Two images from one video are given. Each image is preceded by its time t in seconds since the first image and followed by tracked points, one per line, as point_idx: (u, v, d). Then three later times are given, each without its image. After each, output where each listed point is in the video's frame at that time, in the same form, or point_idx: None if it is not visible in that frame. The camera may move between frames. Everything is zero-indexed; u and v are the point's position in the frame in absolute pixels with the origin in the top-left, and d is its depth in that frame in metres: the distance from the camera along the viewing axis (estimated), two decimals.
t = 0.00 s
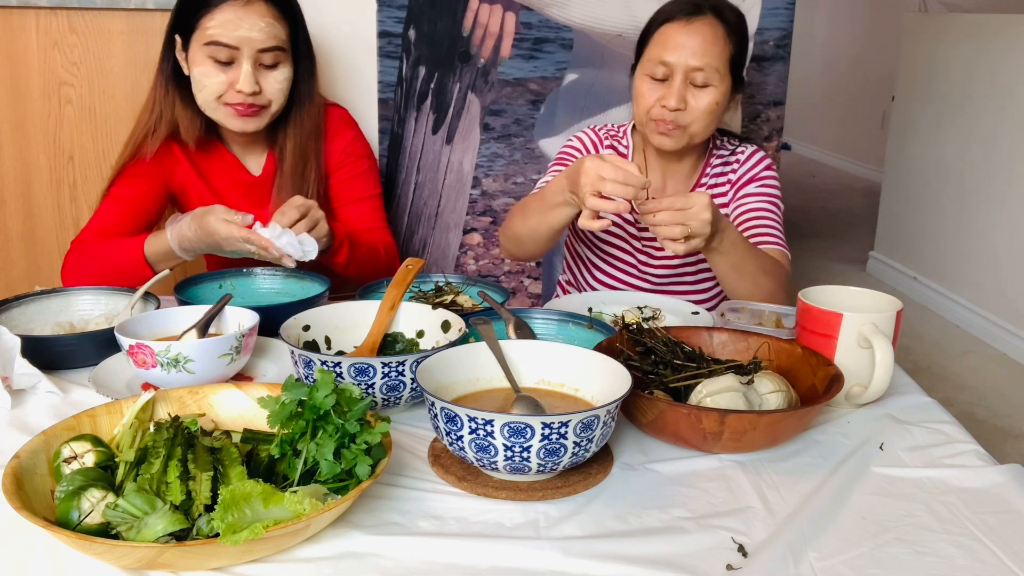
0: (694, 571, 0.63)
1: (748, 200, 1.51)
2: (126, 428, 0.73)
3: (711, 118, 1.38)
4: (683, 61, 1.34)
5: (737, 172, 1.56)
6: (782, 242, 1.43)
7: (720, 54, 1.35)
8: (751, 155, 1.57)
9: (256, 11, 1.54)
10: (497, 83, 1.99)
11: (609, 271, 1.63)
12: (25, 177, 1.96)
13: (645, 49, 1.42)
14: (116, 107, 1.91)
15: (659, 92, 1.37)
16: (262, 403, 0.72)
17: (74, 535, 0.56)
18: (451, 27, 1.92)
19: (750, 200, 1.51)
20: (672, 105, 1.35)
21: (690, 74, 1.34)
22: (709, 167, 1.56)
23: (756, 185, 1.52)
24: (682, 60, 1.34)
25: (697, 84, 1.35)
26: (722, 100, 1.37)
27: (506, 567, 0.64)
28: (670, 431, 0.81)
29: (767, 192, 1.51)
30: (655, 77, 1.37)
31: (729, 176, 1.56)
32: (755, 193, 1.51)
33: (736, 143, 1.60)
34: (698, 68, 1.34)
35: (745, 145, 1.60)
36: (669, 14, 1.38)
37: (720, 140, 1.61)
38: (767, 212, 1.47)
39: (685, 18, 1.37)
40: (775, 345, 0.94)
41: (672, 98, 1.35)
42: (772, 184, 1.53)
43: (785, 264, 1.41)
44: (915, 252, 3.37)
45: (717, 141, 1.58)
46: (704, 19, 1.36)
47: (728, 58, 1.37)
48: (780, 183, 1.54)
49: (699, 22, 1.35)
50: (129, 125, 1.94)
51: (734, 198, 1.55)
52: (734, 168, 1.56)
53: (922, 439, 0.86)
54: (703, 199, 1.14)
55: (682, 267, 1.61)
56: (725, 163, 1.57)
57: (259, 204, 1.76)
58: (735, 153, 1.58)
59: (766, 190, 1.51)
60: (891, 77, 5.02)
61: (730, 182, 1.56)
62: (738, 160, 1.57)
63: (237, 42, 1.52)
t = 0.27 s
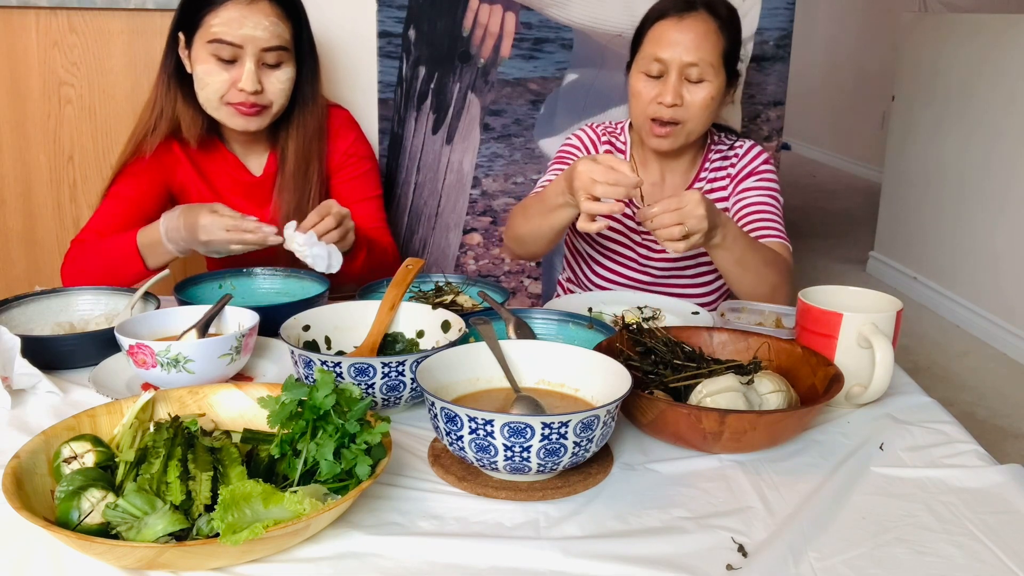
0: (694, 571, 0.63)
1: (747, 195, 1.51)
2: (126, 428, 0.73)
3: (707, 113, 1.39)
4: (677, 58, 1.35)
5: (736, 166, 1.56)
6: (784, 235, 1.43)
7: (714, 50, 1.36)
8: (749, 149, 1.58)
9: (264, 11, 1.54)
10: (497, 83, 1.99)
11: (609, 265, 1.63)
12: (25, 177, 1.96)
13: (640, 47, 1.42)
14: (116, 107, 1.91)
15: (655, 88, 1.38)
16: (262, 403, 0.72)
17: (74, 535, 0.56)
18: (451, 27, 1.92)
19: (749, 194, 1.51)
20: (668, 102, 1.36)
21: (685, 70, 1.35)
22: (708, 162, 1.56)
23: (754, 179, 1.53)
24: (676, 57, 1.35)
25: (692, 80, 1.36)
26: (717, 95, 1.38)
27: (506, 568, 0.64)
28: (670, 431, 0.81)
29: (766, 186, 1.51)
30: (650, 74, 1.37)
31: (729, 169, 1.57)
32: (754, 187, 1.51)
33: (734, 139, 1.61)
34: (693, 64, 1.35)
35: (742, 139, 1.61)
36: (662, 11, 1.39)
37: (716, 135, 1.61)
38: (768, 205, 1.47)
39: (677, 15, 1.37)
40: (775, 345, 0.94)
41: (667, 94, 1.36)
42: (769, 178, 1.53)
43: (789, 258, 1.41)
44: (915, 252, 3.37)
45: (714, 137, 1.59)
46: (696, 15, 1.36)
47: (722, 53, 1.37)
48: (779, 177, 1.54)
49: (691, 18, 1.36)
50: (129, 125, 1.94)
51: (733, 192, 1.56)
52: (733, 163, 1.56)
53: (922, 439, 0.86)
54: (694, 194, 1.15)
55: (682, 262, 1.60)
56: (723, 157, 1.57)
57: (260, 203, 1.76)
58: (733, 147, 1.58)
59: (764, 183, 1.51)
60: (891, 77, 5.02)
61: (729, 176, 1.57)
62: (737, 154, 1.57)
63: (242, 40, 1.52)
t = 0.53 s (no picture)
0: (694, 571, 0.63)
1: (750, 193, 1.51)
2: (126, 428, 0.73)
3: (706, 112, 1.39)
4: (673, 59, 1.35)
5: (738, 163, 1.57)
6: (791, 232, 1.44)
7: (709, 50, 1.36)
8: (750, 147, 1.58)
9: (255, 9, 1.53)
10: (497, 83, 1.99)
11: (609, 259, 1.63)
12: (25, 177, 1.96)
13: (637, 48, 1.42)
14: (116, 107, 1.91)
15: (652, 90, 1.38)
16: (262, 403, 0.72)
17: (74, 535, 0.56)
18: (451, 27, 1.93)
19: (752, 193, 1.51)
20: (666, 104, 1.36)
21: (682, 70, 1.35)
22: (709, 159, 1.57)
23: (755, 177, 1.53)
24: (673, 58, 1.35)
25: (689, 80, 1.36)
26: (714, 94, 1.38)
27: (506, 568, 0.64)
28: (670, 431, 0.81)
29: (767, 184, 1.51)
30: (647, 76, 1.37)
31: (731, 167, 1.57)
32: (757, 184, 1.51)
33: (734, 136, 1.61)
34: (689, 65, 1.35)
35: (741, 137, 1.61)
36: (658, 12, 1.38)
37: (716, 133, 1.62)
38: (771, 202, 1.48)
39: (673, 17, 1.37)
40: (775, 345, 0.94)
41: (665, 95, 1.36)
42: (770, 175, 1.53)
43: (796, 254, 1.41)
44: (915, 252, 3.37)
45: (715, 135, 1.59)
46: (691, 15, 1.36)
47: (718, 52, 1.37)
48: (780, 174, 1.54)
49: (687, 19, 1.36)
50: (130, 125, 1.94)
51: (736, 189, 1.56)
52: (734, 160, 1.57)
53: (922, 438, 0.86)
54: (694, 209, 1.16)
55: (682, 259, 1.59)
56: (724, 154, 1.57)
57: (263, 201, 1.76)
58: (734, 145, 1.58)
59: (765, 181, 1.51)
60: (891, 77, 5.03)
61: (731, 174, 1.57)
62: (737, 152, 1.57)
63: (235, 38, 1.52)
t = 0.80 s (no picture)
0: (694, 571, 0.63)
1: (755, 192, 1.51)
2: (126, 428, 0.73)
3: (702, 114, 1.40)
4: (668, 64, 1.35)
5: (741, 163, 1.57)
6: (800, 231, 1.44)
7: (701, 53, 1.36)
8: (752, 146, 1.58)
9: (263, 3, 1.53)
10: (497, 82, 1.99)
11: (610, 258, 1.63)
12: (25, 178, 1.96)
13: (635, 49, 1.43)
14: (116, 107, 1.91)
15: (648, 94, 1.39)
16: (262, 403, 0.72)
17: (74, 535, 0.56)
18: (451, 27, 1.93)
19: (758, 191, 1.51)
20: (660, 108, 1.37)
21: (676, 75, 1.35)
22: (712, 160, 1.57)
23: (760, 177, 1.53)
24: (667, 63, 1.35)
25: (684, 84, 1.36)
26: (710, 96, 1.38)
27: (506, 568, 0.64)
28: (670, 431, 0.81)
29: (772, 182, 1.51)
30: (643, 80, 1.38)
31: (734, 167, 1.57)
32: (761, 184, 1.51)
33: (735, 136, 1.61)
34: (684, 70, 1.35)
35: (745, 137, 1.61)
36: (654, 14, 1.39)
37: (720, 133, 1.62)
38: (777, 200, 1.48)
39: (668, 20, 1.37)
40: (775, 345, 0.94)
41: (660, 100, 1.37)
42: (774, 174, 1.53)
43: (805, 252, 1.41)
44: (915, 252, 3.37)
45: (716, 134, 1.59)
46: (686, 18, 1.36)
47: (714, 55, 1.37)
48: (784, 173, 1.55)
49: (679, 25, 1.36)
50: (130, 125, 1.93)
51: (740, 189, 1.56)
52: (738, 159, 1.57)
53: (922, 438, 0.86)
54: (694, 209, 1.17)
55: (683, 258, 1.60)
56: (727, 154, 1.57)
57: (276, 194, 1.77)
58: (736, 145, 1.58)
59: (770, 180, 1.51)
60: (891, 77, 5.03)
61: (735, 174, 1.57)
62: (740, 152, 1.57)
63: (243, 31, 1.53)
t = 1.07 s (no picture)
0: (694, 571, 0.63)
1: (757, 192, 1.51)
2: (126, 428, 0.73)
3: (698, 117, 1.39)
4: (659, 68, 1.35)
5: (741, 164, 1.57)
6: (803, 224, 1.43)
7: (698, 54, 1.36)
8: (752, 147, 1.59)
9: None
10: (497, 83, 1.98)
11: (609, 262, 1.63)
12: (25, 177, 1.96)
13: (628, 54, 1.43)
14: (116, 107, 1.91)
15: (641, 99, 1.39)
16: (262, 404, 0.72)
17: (74, 535, 0.56)
18: (451, 27, 1.93)
19: (759, 191, 1.52)
20: (653, 113, 1.37)
21: (669, 79, 1.36)
22: (713, 160, 1.56)
23: (762, 177, 1.53)
24: (659, 67, 1.35)
25: (676, 89, 1.36)
26: (704, 100, 1.38)
27: (506, 568, 0.64)
28: (670, 431, 0.81)
29: (774, 181, 1.52)
30: (636, 86, 1.39)
31: (734, 168, 1.57)
32: (763, 183, 1.52)
33: (734, 137, 1.62)
34: (676, 74, 1.35)
35: (744, 138, 1.62)
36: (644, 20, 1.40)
37: (719, 133, 1.62)
38: (781, 197, 1.48)
39: (658, 25, 1.38)
40: (775, 345, 0.94)
41: (653, 105, 1.37)
42: (776, 174, 1.54)
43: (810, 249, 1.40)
44: (915, 252, 3.37)
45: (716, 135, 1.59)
46: (676, 23, 1.37)
47: (706, 57, 1.37)
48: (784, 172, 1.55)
49: (671, 27, 1.36)
50: (129, 125, 1.93)
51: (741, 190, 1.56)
52: (738, 161, 1.57)
53: (922, 439, 0.86)
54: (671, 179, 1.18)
55: (683, 261, 1.60)
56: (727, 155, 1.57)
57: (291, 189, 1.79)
58: (736, 146, 1.59)
59: (773, 179, 1.52)
60: (891, 76, 5.02)
61: (735, 175, 1.57)
62: (740, 153, 1.58)
63: (261, 23, 1.56)
